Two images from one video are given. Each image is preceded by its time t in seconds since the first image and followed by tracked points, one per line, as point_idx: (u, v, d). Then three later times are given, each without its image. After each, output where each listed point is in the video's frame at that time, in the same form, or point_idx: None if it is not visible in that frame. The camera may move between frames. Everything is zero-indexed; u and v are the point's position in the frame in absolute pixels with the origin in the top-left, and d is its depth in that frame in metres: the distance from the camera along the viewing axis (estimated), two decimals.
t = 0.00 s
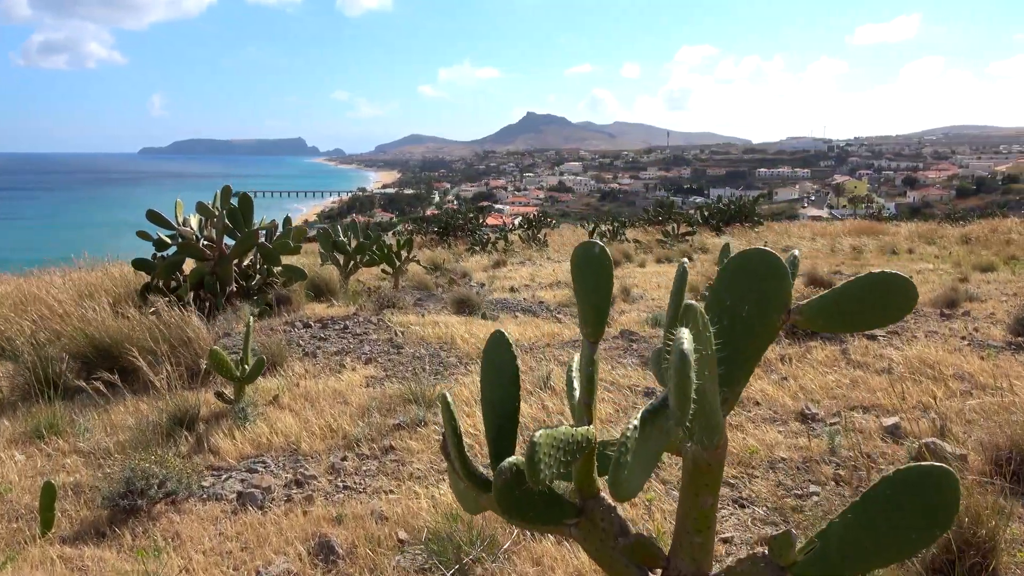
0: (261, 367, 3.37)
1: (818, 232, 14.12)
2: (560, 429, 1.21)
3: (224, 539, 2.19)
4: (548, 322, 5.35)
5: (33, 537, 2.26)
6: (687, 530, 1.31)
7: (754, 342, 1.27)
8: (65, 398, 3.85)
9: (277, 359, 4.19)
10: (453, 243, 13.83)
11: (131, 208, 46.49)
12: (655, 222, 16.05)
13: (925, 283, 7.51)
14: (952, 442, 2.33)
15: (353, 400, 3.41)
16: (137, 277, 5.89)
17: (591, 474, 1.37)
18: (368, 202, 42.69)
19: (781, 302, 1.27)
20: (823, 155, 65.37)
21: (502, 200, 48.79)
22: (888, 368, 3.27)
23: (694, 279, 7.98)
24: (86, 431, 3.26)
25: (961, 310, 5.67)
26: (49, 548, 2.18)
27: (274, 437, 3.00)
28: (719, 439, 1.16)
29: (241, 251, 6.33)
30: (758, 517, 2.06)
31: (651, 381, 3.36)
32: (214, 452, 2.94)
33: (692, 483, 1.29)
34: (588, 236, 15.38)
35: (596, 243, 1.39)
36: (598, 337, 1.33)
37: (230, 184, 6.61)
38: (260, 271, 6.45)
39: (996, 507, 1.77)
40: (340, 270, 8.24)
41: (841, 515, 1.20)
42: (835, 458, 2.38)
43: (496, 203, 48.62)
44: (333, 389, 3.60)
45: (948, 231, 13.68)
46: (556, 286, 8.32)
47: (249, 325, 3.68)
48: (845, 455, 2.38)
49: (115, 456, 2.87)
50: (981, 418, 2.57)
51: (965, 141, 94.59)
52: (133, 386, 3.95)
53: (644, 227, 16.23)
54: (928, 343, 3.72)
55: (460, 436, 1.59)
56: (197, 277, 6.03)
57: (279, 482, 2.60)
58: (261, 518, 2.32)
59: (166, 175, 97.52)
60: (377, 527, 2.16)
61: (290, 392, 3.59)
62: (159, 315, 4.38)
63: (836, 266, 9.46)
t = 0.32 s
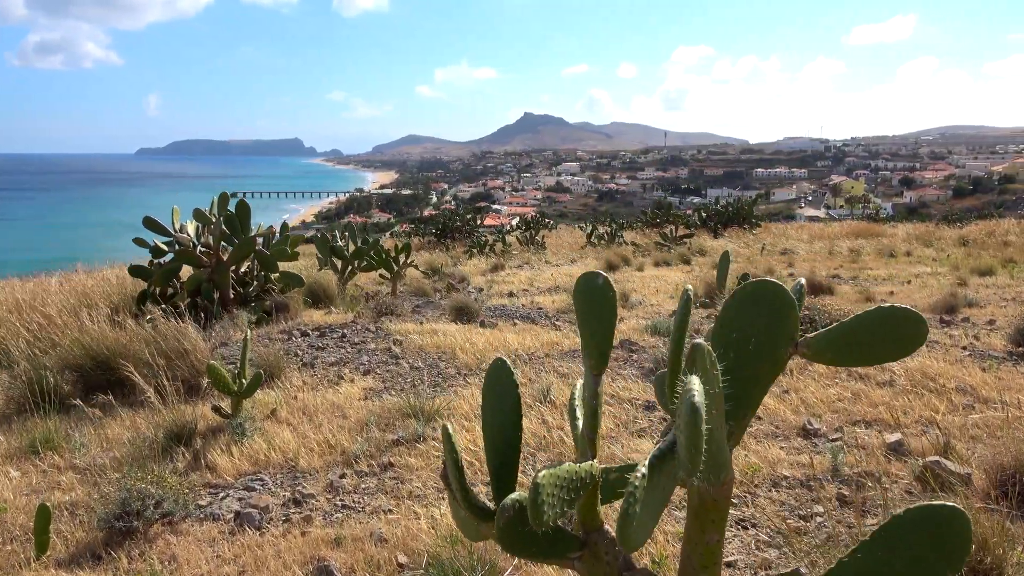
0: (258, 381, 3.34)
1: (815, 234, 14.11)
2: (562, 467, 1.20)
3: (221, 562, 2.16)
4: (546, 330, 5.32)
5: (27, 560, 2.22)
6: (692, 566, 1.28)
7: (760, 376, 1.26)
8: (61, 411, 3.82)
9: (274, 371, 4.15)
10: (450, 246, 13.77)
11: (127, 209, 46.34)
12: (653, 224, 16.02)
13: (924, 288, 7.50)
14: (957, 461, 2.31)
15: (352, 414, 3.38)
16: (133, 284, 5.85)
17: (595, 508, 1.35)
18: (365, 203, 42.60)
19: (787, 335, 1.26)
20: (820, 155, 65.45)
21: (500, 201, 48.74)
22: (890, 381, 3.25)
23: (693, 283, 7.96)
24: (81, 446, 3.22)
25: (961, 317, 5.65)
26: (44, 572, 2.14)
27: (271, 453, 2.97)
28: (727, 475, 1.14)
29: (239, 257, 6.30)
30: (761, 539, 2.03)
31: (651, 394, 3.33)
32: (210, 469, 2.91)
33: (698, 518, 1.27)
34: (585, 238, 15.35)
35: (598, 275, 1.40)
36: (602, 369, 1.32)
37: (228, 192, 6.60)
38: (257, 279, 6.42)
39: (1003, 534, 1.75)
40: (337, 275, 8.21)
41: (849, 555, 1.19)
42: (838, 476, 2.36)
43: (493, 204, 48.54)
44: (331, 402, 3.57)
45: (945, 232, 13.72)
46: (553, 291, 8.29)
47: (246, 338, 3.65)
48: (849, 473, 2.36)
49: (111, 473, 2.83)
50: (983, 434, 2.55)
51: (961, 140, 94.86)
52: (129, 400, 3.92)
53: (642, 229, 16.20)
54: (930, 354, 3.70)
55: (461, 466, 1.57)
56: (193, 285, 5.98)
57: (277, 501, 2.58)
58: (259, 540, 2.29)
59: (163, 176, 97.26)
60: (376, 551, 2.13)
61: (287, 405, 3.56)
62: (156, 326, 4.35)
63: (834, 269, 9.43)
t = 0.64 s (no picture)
0: (257, 395, 3.31)
1: (813, 236, 14.10)
2: (569, 502, 1.17)
3: None
4: (545, 337, 5.29)
5: None
6: None
7: (770, 407, 1.24)
8: (58, 421, 3.79)
9: (273, 382, 4.13)
10: (447, 247, 13.72)
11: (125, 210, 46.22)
12: (651, 226, 16.00)
13: (923, 292, 7.48)
14: (963, 479, 2.30)
15: (351, 427, 3.35)
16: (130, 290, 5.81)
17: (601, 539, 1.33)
18: (362, 204, 42.57)
19: (795, 366, 1.24)
20: (818, 155, 65.50)
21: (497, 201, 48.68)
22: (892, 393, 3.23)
23: (691, 288, 7.94)
24: (79, 458, 3.20)
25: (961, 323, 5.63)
26: None
27: (270, 468, 2.95)
28: (737, 509, 1.11)
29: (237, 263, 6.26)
30: (766, 560, 2.01)
31: (652, 407, 3.31)
32: (209, 484, 2.88)
33: (706, 550, 1.25)
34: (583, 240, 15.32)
35: (607, 303, 1.40)
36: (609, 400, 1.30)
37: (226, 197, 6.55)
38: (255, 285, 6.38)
39: (1012, 560, 1.72)
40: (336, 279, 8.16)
41: None
42: (843, 492, 2.35)
43: (491, 204, 48.46)
44: (330, 414, 3.54)
45: (942, 234, 13.72)
46: (552, 296, 8.26)
47: (245, 350, 3.62)
48: (853, 489, 2.34)
49: (109, 489, 2.81)
50: (987, 449, 2.54)
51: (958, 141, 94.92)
52: (126, 410, 3.90)
53: (640, 231, 16.17)
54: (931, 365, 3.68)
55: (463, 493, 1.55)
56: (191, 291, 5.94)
57: (276, 518, 2.55)
58: (259, 559, 2.27)
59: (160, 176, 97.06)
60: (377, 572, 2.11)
61: (286, 417, 3.54)
62: (154, 336, 4.33)
63: (833, 273, 9.40)
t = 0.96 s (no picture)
0: (258, 409, 3.29)
1: (813, 239, 14.08)
2: (578, 541, 1.16)
3: None
4: (546, 346, 5.27)
5: None
6: None
7: (781, 440, 1.30)
8: (56, 433, 3.77)
9: (272, 393, 4.09)
10: (446, 249, 13.66)
11: (121, 208, 45.98)
12: (650, 228, 15.96)
13: (924, 298, 7.45)
14: (968, 498, 2.29)
15: (352, 441, 3.33)
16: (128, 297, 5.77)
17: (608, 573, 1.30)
18: (360, 205, 42.47)
19: (807, 401, 1.29)
20: (816, 156, 65.54)
21: (496, 202, 48.60)
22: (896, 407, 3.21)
23: (692, 293, 7.91)
24: (78, 473, 3.18)
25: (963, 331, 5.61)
26: None
27: (271, 483, 2.93)
28: (750, 548, 1.10)
29: (236, 269, 6.23)
30: None
31: (655, 420, 3.29)
32: (209, 500, 2.86)
33: None
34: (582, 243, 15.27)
35: (615, 334, 1.39)
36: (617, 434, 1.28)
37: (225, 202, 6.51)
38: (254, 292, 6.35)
39: None
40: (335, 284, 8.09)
41: None
42: (848, 511, 2.33)
43: (489, 205, 48.37)
44: (330, 427, 3.52)
45: (941, 237, 13.72)
46: (552, 301, 8.23)
47: (245, 363, 3.60)
48: (858, 508, 2.32)
49: (108, 505, 2.79)
50: (992, 465, 2.53)
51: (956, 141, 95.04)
52: (125, 422, 3.87)
53: (640, 232, 16.13)
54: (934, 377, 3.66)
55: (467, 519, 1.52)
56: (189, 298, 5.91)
57: (277, 536, 2.53)
58: None
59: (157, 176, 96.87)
60: None
61: (286, 430, 3.52)
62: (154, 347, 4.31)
63: (833, 278, 9.37)
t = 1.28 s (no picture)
0: (260, 423, 3.27)
1: (813, 242, 14.06)
2: None
3: None
4: (547, 354, 5.24)
5: None
6: None
7: (793, 476, 1.32)
8: (56, 444, 3.75)
9: (272, 404, 4.07)
10: (445, 251, 13.62)
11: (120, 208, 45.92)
12: (650, 230, 15.93)
13: (924, 304, 7.44)
14: (975, 518, 2.28)
15: (354, 454, 3.32)
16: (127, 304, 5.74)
17: None
18: (359, 207, 42.39)
19: (820, 437, 1.33)
20: (815, 157, 65.59)
21: (494, 203, 48.56)
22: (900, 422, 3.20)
23: (692, 298, 7.89)
24: (79, 487, 3.16)
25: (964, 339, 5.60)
26: None
27: (274, 499, 2.92)
28: None
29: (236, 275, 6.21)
30: None
31: (658, 434, 3.28)
32: (211, 516, 2.85)
33: None
34: (581, 246, 15.23)
35: (625, 368, 1.41)
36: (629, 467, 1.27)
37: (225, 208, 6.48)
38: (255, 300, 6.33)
39: None
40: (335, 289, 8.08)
41: None
42: (854, 530, 2.32)
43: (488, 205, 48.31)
44: (332, 440, 3.51)
45: (941, 240, 13.71)
46: (552, 306, 8.21)
47: (246, 375, 3.58)
48: (864, 527, 2.32)
49: (110, 522, 2.78)
50: (997, 482, 2.53)
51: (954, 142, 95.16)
52: (125, 434, 3.86)
53: (639, 235, 16.10)
54: (938, 389, 3.65)
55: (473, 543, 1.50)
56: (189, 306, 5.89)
57: (280, 554, 2.52)
58: None
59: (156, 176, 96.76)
60: None
61: (288, 444, 3.51)
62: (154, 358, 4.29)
63: (834, 282, 9.35)
